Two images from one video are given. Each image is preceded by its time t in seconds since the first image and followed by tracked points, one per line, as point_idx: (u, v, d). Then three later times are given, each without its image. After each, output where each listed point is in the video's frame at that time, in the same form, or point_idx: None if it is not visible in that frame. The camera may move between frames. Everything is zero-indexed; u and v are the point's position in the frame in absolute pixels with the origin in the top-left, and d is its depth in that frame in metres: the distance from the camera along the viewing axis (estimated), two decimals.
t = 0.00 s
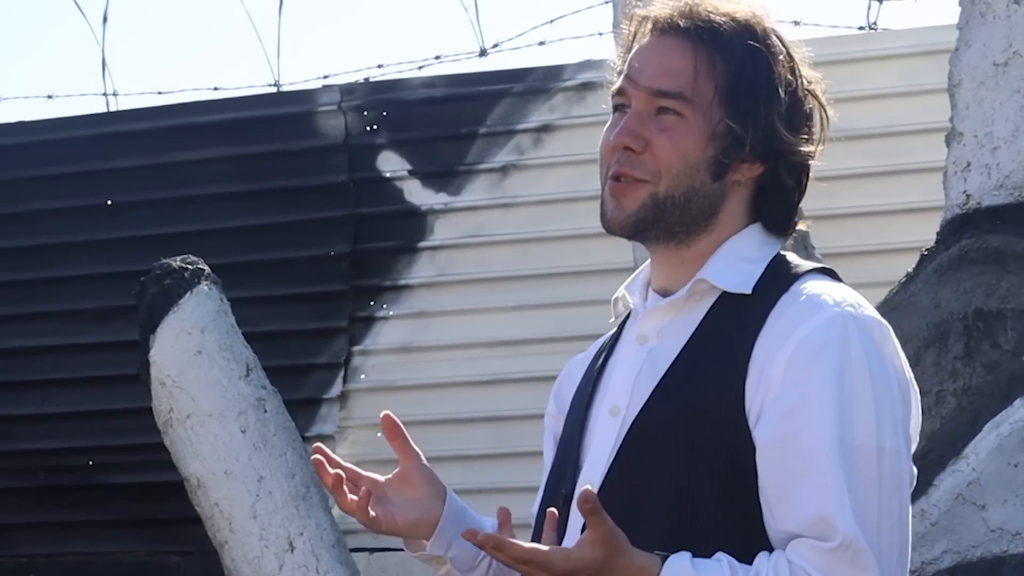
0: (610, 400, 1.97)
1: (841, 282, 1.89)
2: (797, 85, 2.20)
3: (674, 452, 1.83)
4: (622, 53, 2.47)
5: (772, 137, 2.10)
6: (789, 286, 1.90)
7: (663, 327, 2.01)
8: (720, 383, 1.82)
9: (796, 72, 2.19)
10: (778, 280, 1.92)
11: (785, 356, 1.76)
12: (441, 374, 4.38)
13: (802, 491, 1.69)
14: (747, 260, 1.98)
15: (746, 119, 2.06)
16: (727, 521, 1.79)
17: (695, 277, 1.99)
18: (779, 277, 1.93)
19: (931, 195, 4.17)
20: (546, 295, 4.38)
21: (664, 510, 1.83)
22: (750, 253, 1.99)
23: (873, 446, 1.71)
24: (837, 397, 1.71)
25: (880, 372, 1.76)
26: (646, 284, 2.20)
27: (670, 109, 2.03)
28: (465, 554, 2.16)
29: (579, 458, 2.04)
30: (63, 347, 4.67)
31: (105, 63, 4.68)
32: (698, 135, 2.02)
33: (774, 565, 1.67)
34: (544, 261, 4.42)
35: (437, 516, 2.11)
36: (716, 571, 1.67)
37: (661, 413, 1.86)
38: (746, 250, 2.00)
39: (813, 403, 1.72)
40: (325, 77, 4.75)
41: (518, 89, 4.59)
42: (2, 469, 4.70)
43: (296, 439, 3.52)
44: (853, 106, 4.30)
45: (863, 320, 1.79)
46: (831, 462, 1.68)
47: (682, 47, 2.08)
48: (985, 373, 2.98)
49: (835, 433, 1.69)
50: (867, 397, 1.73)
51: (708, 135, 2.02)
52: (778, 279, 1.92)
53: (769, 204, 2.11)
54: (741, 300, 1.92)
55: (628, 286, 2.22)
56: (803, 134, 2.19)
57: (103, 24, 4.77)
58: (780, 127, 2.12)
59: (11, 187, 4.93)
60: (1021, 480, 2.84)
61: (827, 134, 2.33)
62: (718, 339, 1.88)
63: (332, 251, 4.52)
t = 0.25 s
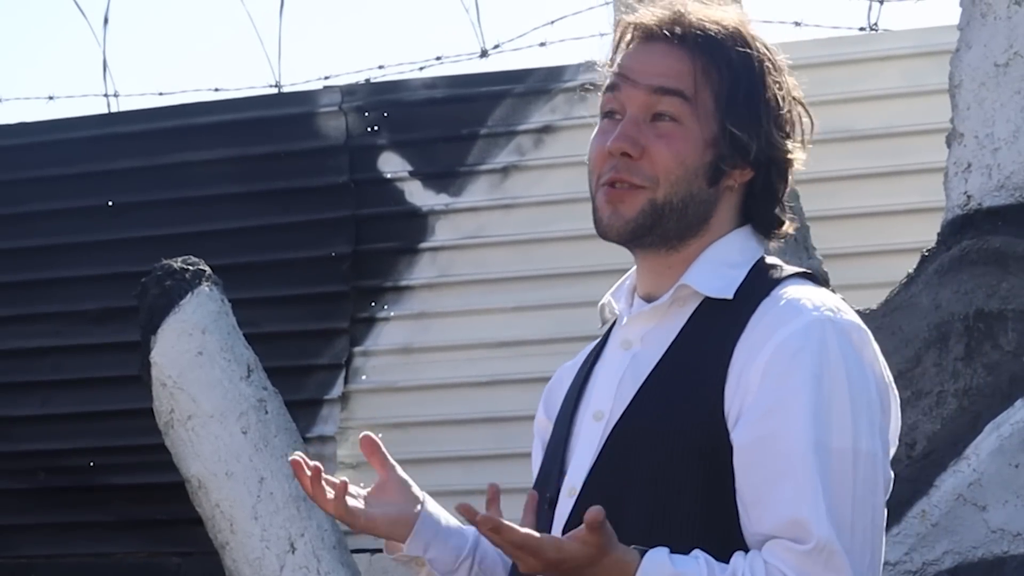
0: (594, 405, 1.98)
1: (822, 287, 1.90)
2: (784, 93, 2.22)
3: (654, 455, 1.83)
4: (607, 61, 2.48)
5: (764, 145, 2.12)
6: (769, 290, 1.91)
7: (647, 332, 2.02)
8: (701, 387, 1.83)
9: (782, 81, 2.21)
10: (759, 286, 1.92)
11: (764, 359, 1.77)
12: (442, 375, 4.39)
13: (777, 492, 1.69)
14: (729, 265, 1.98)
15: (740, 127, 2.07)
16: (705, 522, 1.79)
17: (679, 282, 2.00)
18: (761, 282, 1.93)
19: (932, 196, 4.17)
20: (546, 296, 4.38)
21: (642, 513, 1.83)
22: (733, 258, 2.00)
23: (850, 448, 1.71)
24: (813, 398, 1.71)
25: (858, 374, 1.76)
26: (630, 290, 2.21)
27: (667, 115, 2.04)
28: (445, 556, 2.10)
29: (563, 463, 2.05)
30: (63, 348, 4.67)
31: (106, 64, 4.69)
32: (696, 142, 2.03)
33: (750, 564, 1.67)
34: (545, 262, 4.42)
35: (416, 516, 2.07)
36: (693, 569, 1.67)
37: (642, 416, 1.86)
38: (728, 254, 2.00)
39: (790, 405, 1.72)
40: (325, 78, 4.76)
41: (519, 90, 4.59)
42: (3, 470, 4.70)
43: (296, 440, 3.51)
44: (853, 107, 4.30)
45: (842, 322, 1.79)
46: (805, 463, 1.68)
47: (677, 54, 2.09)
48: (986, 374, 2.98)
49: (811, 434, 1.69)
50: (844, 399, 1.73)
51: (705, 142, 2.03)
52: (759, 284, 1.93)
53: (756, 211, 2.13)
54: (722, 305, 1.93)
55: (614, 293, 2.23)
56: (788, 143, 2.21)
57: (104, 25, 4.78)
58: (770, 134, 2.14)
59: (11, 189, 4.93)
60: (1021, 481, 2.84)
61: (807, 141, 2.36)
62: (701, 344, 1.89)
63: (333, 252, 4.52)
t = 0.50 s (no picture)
0: (586, 419, 1.98)
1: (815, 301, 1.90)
2: (764, 101, 2.23)
3: (650, 469, 1.83)
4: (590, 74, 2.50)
5: (744, 154, 2.13)
6: (763, 304, 1.91)
7: (639, 346, 2.02)
8: (696, 402, 1.83)
9: (762, 90, 2.22)
10: (752, 299, 1.92)
11: (763, 375, 1.77)
12: (444, 376, 4.39)
13: (780, 510, 1.70)
14: (719, 278, 1.98)
15: (719, 135, 2.08)
16: (699, 537, 1.79)
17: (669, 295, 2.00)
18: (753, 296, 1.93)
19: (933, 197, 4.17)
20: (548, 296, 4.38)
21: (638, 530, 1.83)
22: (724, 271, 1.99)
23: (851, 464, 1.71)
24: (814, 415, 1.71)
25: (856, 389, 1.77)
26: (618, 301, 2.19)
27: (647, 125, 2.05)
28: None
29: (555, 477, 2.05)
30: (65, 349, 4.67)
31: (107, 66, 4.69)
32: (676, 151, 2.03)
33: None
34: (547, 263, 4.42)
35: (391, 540, 2.02)
36: None
37: (639, 433, 1.87)
38: (719, 267, 2.00)
39: (791, 422, 1.72)
40: (327, 79, 4.76)
41: (521, 91, 4.60)
42: (5, 471, 4.70)
43: (297, 441, 3.51)
44: (855, 108, 4.30)
45: (840, 338, 1.80)
46: (808, 480, 1.68)
47: (655, 64, 2.10)
48: (988, 374, 2.98)
49: (813, 451, 1.69)
50: (844, 415, 1.74)
51: (685, 151, 2.04)
52: (752, 298, 1.92)
53: (742, 220, 2.13)
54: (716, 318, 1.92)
55: (600, 303, 2.20)
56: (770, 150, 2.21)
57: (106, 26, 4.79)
58: (749, 142, 2.15)
59: (13, 190, 4.94)
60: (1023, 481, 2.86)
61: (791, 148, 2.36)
62: (696, 359, 1.89)
63: (335, 253, 4.52)
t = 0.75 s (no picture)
0: (580, 418, 1.97)
1: (807, 299, 1.91)
2: (753, 100, 2.23)
3: (644, 469, 1.83)
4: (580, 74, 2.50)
5: (734, 153, 2.13)
6: (755, 303, 1.91)
7: (632, 344, 2.02)
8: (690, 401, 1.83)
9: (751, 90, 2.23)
10: (746, 298, 1.93)
11: (756, 375, 1.77)
12: (447, 377, 4.39)
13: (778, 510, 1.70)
14: (712, 278, 1.98)
15: (709, 135, 2.08)
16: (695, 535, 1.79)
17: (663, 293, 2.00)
18: (747, 295, 1.94)
19: (935, 198, 4.17)
20: (551, 297, 4.38)
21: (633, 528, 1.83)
22: (717, 270, 2.00)
23: (847, 463, 1.72)
24: (810, 413, 1.72)
25: (849, 387, 1.77)
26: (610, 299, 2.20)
27: (636, 126, 2.05)
28: None
29: (550, 475, 2.05)
30: (68, 350, 4.68)
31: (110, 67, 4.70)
32: (665, 151, 2.03)
33: None
34: (550, 264, 4.42)
35: (395, 539, 2.01)
36: None
37: (633, 432, 1.86)
38: (711, 266, 2.01)
39: (786, 422, 1.72)
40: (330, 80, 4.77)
41: (523, 92, 4.60)
42: (8, 472, 4.71)
43: (300, 441, 3.51)
44: (857, 109, 4.30)
45: (833, 337, 1.80)
46: (805, 480, 1.68)
47: (644, 64, 2.10)
48: (990, 375, 2.98)
49: (809, 451, 1.70)
50: (839, 414, 1.74)
51: (674, 151, 2.04)
52: (747, 297, 1.93)
53: (732, 219, 2.13)
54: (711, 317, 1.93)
55: (594, 300, 2.22)
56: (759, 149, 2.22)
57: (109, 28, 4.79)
58: (738, 141, 2.15)
59: (16, 191, 4.94)
60: None
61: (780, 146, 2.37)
62: (691, 357, 1.89)
63: (338, 253, 4.52)
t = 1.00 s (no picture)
0: (582, 419, 1.98)
1: (804, 294, 1.91)
2: (751, 101, 2.25)
3: (645, 470, 1.83)
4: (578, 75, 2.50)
5: (734, 152, 2.14)
6: (750, 302, 1.91)
7: (631, 345, 2.01)
8: (690, 400, 1.83)
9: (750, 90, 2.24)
10: (743, 295, 1.93)
11: (757, 369, 1.78)
12: (450, 378, 4.39)
13: (781, 503, 1.70)
14: (709, 276, 1.98)
15: (709, 134, 2.08)
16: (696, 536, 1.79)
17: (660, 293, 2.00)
18: (744, 293, 1.93)
19: (938, 199, 4.17)
20: (555, 298, 4.39)
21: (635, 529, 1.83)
22: (713, 269, 2.00)
23: (848, 455, 1.73)
24: (812, 406, 1.72)
25: (850, 380, 1.78)
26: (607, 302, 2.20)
27: (638, 124, 2.05)
28: None
29: (553, 478, 2.05)
30: (72, 351, 4.68)
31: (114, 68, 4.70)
32: (667, 149, 2.03)
33: (766, 565, 1.67)
34: (554, 264, 4.42)
35: (407, 548, 2.09)
36: (714, 568, 1.66)
37: (633, 431, 1.86)
38: (708, 265, 2.01)
39: (788, 414, 1.73)
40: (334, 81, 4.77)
41: (527, 93, 4.60)
42: (12, 473, 4.71)
43: (304, 442, 3.51)
44: (860, 110, 4.30)
45: (833, 330, 1.81)
46: (807, 473, 1.69)
47: (645, 64, 2.10)
48: (995, 376, 2.98)
49: (811, 443, 1.70)
50: (840, 406, 1.75)
51: (676, 149, 2.04)
52: (743, 294, 1.93)
53: (729, 218, 2.14)
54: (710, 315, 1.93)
55: (588, 307, 2.21)
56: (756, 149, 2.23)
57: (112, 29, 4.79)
58: (738, 140, 2.16)
59: (19, 192, 4.95)
60: None
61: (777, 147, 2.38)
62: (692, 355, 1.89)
63: (341, 254, 4.53)
